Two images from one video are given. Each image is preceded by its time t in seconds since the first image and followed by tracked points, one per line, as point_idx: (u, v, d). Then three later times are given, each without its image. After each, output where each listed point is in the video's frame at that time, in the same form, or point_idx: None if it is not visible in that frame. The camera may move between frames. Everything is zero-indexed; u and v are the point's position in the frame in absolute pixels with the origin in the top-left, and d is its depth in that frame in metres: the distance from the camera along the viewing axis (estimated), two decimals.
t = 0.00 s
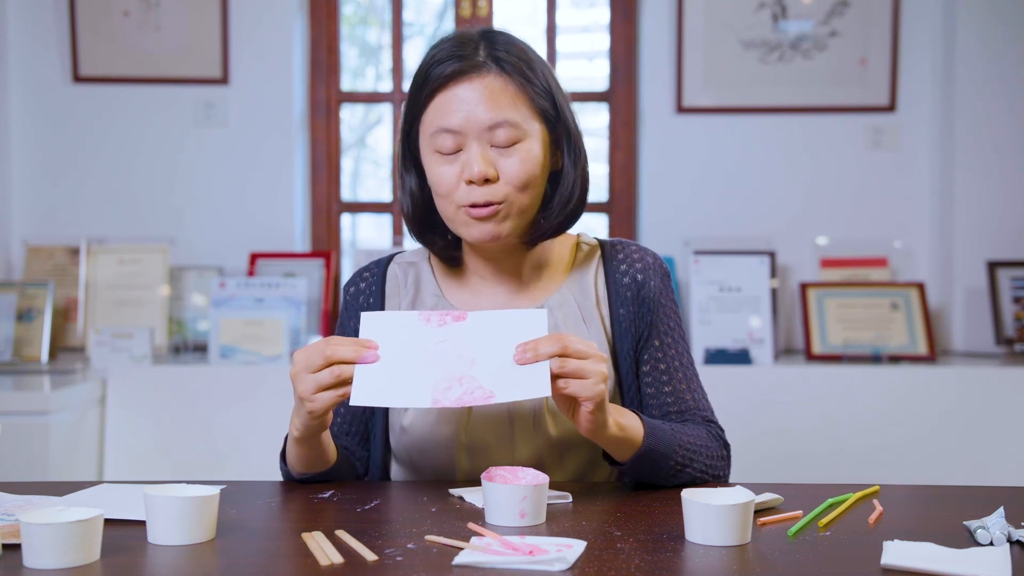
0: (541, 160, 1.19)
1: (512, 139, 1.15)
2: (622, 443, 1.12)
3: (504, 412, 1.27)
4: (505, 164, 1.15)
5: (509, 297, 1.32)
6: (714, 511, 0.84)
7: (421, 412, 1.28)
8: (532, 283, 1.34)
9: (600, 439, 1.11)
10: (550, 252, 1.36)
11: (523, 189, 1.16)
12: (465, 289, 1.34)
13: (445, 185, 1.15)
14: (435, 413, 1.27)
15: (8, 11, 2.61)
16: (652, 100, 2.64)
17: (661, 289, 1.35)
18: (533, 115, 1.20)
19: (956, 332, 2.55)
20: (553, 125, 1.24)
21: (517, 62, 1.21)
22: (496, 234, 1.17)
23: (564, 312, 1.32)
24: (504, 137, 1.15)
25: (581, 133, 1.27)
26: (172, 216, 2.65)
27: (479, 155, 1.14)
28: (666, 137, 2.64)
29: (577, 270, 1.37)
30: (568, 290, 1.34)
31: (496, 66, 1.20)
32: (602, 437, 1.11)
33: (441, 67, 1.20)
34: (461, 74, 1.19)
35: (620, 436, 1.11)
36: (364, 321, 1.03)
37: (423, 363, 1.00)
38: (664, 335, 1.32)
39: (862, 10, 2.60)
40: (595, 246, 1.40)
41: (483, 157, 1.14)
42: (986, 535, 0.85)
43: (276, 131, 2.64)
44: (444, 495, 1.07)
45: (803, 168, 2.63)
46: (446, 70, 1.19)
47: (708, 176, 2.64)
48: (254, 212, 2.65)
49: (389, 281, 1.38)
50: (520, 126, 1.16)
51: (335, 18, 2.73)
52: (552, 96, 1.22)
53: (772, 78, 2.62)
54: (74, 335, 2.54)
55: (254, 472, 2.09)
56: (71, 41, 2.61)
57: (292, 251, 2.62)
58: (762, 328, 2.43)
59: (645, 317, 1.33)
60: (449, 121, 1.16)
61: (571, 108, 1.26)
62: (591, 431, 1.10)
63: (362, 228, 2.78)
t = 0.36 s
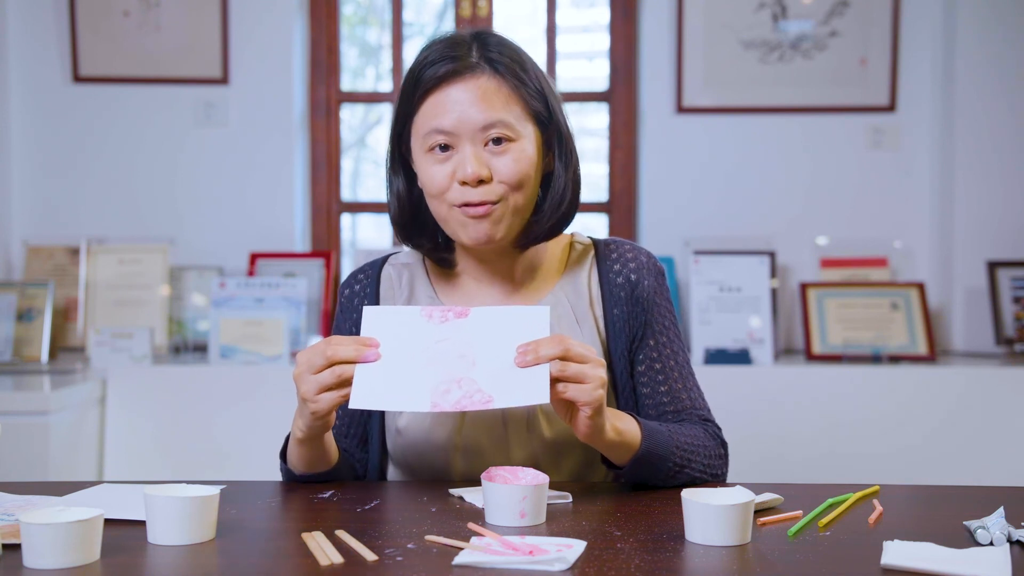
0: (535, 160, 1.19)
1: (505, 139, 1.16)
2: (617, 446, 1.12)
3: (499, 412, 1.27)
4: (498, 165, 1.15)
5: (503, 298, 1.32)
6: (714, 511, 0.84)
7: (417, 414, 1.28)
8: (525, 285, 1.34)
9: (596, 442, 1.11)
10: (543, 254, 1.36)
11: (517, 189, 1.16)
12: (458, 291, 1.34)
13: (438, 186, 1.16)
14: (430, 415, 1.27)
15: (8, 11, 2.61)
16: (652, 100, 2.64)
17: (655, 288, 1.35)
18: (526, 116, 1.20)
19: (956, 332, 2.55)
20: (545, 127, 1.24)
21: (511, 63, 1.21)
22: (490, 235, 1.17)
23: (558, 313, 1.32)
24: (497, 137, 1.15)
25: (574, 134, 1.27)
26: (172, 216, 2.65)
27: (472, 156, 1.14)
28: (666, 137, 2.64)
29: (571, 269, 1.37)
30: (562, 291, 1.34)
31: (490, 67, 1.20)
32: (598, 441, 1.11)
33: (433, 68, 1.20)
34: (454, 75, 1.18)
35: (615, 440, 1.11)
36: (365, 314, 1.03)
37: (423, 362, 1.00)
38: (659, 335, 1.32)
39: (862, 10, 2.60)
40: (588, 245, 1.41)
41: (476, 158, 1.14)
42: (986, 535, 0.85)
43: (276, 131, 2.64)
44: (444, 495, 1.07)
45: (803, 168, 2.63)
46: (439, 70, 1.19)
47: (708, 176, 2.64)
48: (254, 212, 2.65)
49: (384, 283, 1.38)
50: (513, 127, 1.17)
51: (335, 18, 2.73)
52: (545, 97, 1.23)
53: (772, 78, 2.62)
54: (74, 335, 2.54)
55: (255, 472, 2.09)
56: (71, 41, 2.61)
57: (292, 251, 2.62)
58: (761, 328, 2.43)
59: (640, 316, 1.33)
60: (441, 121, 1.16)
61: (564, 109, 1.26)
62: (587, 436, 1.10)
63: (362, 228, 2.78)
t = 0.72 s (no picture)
0: (535, 157, 1.19)
1: (505, 134, 1.16)
2: (617, 449, 1.12)
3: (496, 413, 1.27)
4: (497, 160, 1.15)
5: (502, 299, 1.32)
6: (714, 511, 0.84)
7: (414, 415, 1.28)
8: (523, 285, 1.33)
9: (594, 446, 1.11)
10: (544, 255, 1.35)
11: (515, 186, 1.16)
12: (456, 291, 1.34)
13: (436, 179, 1.16)
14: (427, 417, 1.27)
15: (8, 11, 2.61)
16: (652, 100, 2.64)
17: (655, 288, 1.35)
18: (528, 113, 1.20)
19: (956, 332, 2.55)
20: (548, 125, 1.24)
21: (515, 59, 1.21)
22: (485, 230, 1.17)
23: (557, 314, 1.32)
24: (497, 133, 1.15)
25: (577, 135, 1.27)
26: (172, 216, 2.65)
27: (471, 150, 1.15)
28: (666, 137, 2.64)
29: (569, 270, 1.37)
30: (561, 292, 1.34)
31: (494, 62, 1.20)
32: (597, 446, 1.11)
33: (436, 61, 1.20)
34: (458, 69, 1.19)
35: (615, 443, 1.11)
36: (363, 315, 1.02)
37: (423, 365, 1.00)
38: (659, 335, 1.32)
39: (862, 10, 2.60)
40: (586, 244, 1.41)
41: (475, 152, 1.15)
42: (986, 535, 0.85)
43: (276, 131, 2.64)
44: (444, 495, 1.07)
45: (803, 168, 2.63)
46: (443, 63, 1.20)
47: (708, 176, 2.64)
48: (254, 212, 2.65)
49: (381, 282, 1.38)
50: (514, 123, 1.17)
51: (334, 18, 2.73)
52: (548, 95, 1.22)
53: (772, 78, 2.62)
54: (74, 335, 2.54)
55: (255, 472, 2.09)
56: (71, 41, 2.61)
57: (292, 251, 2.62)
58: (762, 328, 2.43)
59: (639, 317, 1.33)
60: (442, 115, 1.16)
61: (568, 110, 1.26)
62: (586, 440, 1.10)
63: (362, 228, 2.78)
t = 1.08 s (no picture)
0: (543, 158, 1.19)
1: (514, 134, 1.16)
2: (617, 448, 1.12)
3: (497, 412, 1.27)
4: (506, 159, 1.15)
5: (505, 297, 1.32)
6: (714, 511, 0.84)
7: (415, 415, 1.28)
8: (527, 285, 1.33)
9: (592, 443, 1.11)
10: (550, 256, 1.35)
11: (522, 185, 1.16)
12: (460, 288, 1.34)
13: (444, 175, 1.16)
14: (429, 417, 1.27)
15: (8, 11, 2.61)
16: (652, 100, 2.64)
17: (656, 289, 1.35)
18: (538, 114, 1.20)
19: (956, 332, 2.55)
20: (557, 127, 1.24)
21: (527, 60, 1.21)
22: (491, 229, 1.17)
23: (557, 314, 1.33)
24: (506, 132, 1.16)
25: (586, 139, 1.27)
26: (172, 217, 2.65)
27: (480, 148, 1.15)
28: (666, 137, 2.64)
29: (572, 271, 1.37)
30: (562, 292, 1.34)
31: (506, 62, 1.21)
32: (594, 442, 1.11)
33: (449, 59, 1.21)
34: (470, 67, 1.19)
35: (614, 441, 1.11)
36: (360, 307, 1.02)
37: (421, 360, 1.00)
38: (659, 335, 1.32)
39: (862, 10, 2.60)
40: (588, 246, 1.41)
41: (484, 150, 1.15)
42: (986, 535, 0.85)
43: (276, 131, 2.64)
44: (444, 495, 1.07)
45: (803, 169, 2.63)
46: (455, 61, 1.20)
47: (708, 176, 2.64)
48: (254, 212, 2.65)
49: (385, 281, 1.38)
50: (524, 123, 1.17)
51: (334, 18, 2.73)
52: (559, 98, 1.23)
53: (772, 78, 2.62)
54: (74, 335, 2.54)
55: (254, 472, 2.09)
56: (71, 41, 2.61)
57: (292, 251, 2.62)
58: (762, 328, 2.43)
59: (640, 317, 1.33)
60: (453, 112, 1.16)
61: (578, 113, 1.26)
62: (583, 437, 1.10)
63: (362, 228, 2.78)
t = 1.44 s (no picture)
0: (544, 157, 1.19)
1: (515, 132, 1.16)
2: (620, 445, 1.12)
3: (498, 411, 1.27)
4: (507, 156, 1.15)
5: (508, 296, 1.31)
6: (714, 511, 0.84)
7: (416, 414, 1.28)
8: (527, 284, 1.33)
9: (596, 441, 1.11)
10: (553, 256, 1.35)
11: (522, 183, 1.16)
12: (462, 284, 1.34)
13: (444, 171, 1.15)
14: (429, 416, 1.27)
15: (8, 11, 2.61)
16: (652, 100, 2.64)
17: (657, 289, 1.35)
18: (541, 113, 1.20)
19: (956, 332, 2.55)
20: (560, 127, 1.24)
21: (531, 59, 1.22)
22: (490, 225, 1.16)
23: (559, 313, 1.32)
24: (508, 129, 1.15)
25: (589, 141, 1.27)
26: (172, 217, 2.65)
27: (481, 144, 1.14)
28: (666, 137, 2.64)
29: (573, 271, 1.37)
30: (563, 291, 1.34)
31: (510, 61, 1.21)
32: (598, 440, 1.11)
33: (454, 57, 1.21)
34: (474, 65, 1.20)
35: (618, 439, 1.11)
36: (358, 302, 1.03)
37: (420, 355, 1.00)
38: (660, 335, 1.32)
39: (862, 10, 2.60)
40: (590, 246, 1.41)
41: (485, 146, 1.14)
42: (986, 535, 0.85)
43: (276, 131, 2.64)
44: (444, 495, 1.07)
45: (803, 169, 2.63)
46: (460, 59, 1.20)
47: (708, 176, 2.64)
48: (254, 212, 2.65)
49: (386, 280, 1.38)
50: (525, 121, 1.17)
51: (335, 18, 2.73)
52: (563, 97, 1.23)
53: (772, 78, 2.62)
54: (74, 335, 2.54)
55: (254, 472, 2.09)
56: (71, 41, 2.61)
57: (292, 251, 2.62)
58: (762, 328, 2.43)
59: (640, 317, 1.33)
60: (456, 108, 1.16)
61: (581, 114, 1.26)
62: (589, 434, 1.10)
63: (362, 228, 2.78)
